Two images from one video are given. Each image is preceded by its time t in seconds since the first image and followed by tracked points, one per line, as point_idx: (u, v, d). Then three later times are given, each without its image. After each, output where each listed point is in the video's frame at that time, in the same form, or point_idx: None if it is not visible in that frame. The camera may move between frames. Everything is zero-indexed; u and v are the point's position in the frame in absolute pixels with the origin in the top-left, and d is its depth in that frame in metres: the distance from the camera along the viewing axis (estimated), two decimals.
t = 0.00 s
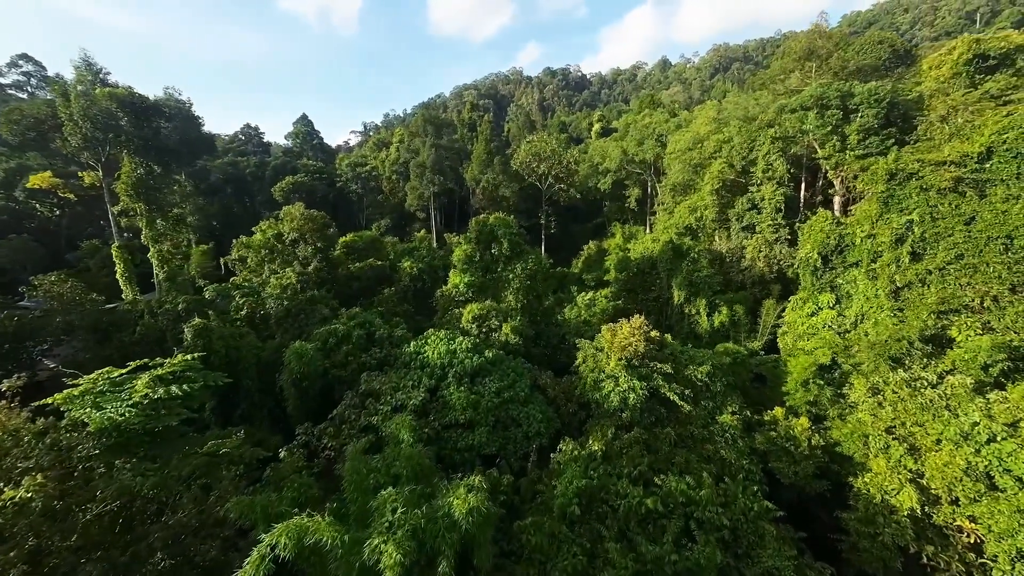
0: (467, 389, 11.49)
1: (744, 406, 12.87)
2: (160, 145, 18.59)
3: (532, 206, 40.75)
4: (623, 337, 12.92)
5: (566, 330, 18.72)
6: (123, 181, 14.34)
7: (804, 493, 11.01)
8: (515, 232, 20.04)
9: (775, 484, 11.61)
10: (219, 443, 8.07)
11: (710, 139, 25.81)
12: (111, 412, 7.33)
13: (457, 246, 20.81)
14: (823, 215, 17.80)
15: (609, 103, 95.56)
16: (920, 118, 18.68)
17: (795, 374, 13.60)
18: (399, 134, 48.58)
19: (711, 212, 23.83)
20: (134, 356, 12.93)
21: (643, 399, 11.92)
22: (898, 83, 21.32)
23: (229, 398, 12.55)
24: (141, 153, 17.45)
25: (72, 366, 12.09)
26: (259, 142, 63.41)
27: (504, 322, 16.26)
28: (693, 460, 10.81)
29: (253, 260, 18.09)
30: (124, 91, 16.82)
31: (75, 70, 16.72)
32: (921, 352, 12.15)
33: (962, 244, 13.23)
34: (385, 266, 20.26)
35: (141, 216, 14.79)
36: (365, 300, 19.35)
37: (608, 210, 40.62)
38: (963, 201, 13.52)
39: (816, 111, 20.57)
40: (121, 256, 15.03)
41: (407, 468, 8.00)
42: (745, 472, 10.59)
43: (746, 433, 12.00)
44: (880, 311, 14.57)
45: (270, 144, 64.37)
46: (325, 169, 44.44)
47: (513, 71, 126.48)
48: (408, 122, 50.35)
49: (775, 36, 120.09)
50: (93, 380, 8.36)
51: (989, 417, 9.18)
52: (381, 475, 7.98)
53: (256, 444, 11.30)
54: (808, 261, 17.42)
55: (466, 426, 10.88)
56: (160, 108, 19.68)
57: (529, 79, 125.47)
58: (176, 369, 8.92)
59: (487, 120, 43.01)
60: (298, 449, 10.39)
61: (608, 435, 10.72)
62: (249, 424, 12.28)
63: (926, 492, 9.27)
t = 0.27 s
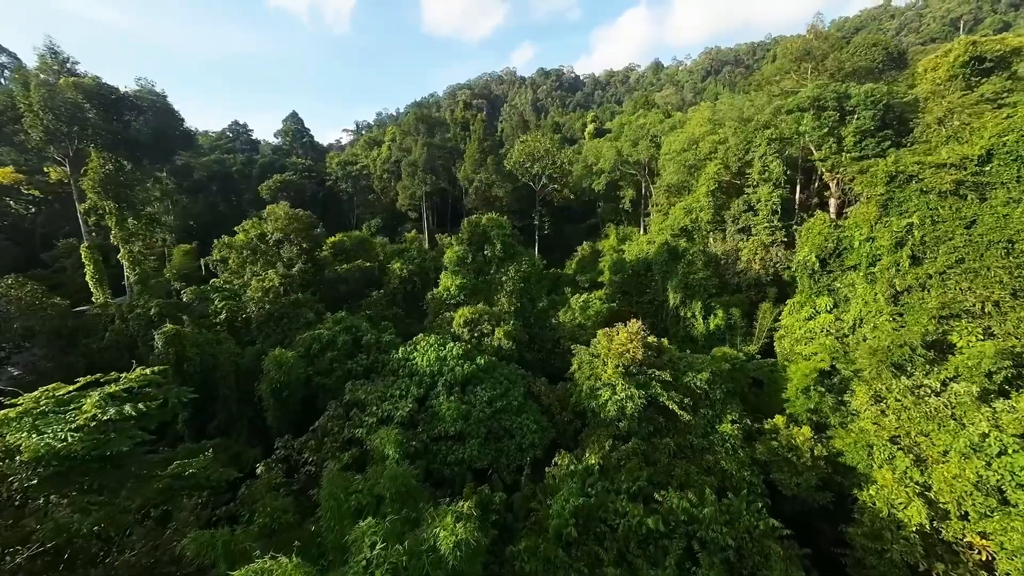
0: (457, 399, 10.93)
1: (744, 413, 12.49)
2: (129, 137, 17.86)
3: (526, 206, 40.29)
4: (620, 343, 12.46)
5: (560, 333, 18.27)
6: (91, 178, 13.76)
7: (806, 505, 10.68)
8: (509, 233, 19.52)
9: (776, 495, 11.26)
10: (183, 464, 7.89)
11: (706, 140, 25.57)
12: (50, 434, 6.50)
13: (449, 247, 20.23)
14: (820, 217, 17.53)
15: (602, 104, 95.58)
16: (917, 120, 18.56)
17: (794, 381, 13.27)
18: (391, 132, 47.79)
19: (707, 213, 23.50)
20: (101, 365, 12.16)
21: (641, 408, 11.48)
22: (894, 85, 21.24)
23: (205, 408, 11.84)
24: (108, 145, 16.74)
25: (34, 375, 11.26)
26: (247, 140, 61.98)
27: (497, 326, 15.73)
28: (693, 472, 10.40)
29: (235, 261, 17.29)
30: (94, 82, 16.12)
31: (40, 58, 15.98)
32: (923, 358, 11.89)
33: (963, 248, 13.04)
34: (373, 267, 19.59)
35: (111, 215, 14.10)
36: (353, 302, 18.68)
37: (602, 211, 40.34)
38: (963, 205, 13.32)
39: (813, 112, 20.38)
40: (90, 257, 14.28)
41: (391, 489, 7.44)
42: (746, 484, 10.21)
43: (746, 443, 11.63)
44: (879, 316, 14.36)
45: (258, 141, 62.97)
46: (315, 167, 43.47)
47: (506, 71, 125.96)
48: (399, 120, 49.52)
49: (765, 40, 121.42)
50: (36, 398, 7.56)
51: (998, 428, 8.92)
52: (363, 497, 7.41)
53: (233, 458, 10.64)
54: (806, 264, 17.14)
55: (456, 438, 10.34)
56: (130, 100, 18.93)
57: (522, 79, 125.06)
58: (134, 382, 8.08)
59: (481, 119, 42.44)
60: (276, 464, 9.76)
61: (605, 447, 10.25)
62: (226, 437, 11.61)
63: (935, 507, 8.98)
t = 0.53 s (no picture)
0: (447, 412, 10.30)
1: (745, 424, 12.04)
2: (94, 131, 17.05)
3: (519, 207, 39.78)
4: (618, 351, 11.93)
5: (554, 338, 17.76)
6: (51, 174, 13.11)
7: (811, 520, 10.28)
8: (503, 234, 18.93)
9: (779, 509, 10.86)
10: (138, 492, 6.99)
11: (702, 141, 25.24)
12: None
13: (441, 249, 19.59)
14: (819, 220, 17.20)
15: (596, 106, 95.56)
16: (915, 122, 18.38)
17: (796, 389, 12.86)
18: (382, 131, 46.93)
19: (703, 215, 23.11)
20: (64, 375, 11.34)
21: (640, 420, 10.97)
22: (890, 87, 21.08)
23: (176, 422, 11.06)
24: (68, 139, 15.90)
25: None
26: (234, 137, 60.51)
27: (490, 332, 15.14)
28: (695, 488, 9.92)
29: (215, 263, 16.45)
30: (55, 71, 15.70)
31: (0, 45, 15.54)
32: (928, 366, 11.56)
33: (966, 253, 12.77)
34: (361, 269, 18.87)
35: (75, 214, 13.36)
36: (340, 306, 17.96)
37: (595, 212, 40.02)
38: (967, 209, 13.05)
39: (811, 114, 20.14)
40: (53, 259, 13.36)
41: (373, 516, 6.81)
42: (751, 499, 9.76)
43: (749, 455, 11.18)
44: (880, 321, 14.08)
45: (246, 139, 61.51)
46: (303, 166, 42.50)
47: (500, 71, 125.43)
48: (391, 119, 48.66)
49: (756, 44, 122.71)
50: None
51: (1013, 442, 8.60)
52: (343, 526, 6.77)
53: (205, 476, 9.90)
54: (804, 268, 16.79)
55: (446, 454, 9.74)
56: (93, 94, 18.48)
57: (516, 79, 124.63)
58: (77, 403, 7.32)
59: (474, 118, 41.79)
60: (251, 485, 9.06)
61: (603, 462, 9.72)
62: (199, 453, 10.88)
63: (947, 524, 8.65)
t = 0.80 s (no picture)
0: (438, 426, 9.75)
1: (747, 434, 11.67)
2: (68, 130, 15.51)
3: (514, 208, 39.30)
4: (616, 360, 11.46)
5: (550, 344, 17.28)
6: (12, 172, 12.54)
7: (817, 535, 9.95)
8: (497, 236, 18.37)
9: (783, 523, 10.52)
10: (89, 527, 6.07)
11: (699, 142, 24.91)
12: None
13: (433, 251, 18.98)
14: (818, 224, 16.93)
15: (589, 107, 95.47)
16: (913, 125, 18.22)
17: (798, 397, 12.50)
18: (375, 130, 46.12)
19: (699, 217, 22.77)
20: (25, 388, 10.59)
21: (640, 432, 10.52)
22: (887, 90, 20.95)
23: (148, 436, 10.36)
24: (32, 135, 14.37)
25: None
26: (223, 134, 59.14)
27: (483, 338, 14.60)
28: (698, 504, 9.50)
29: (195, 265, 15.68)
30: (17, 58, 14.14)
31: None
32: (934, 374, 11.27)
33: (970, 258, 12.53)
34: (349, 272, 18.19)
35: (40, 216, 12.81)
36: (327, 310, 17.29)
37: (590, 213, 39.71)
38: (971, 212, 12.78)
39: (809, 116, 19.87)
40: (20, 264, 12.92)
41: (355, 548, 6.23)
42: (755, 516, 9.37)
43: (752, 467, 10.80)
44: (882, 327, 13.84)
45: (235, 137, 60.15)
46: (293, 165, 41.53)
47: (494, 72, 124.97)
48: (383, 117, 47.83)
49: (747, 48, 123.79)
50: None
51: None
52: (322, 559, 6.18)
53: (177, 496, 9.25)
54: (804, 272, 16.49)
55: (436, 471, 9.19)
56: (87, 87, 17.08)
57: (510, 79, 124.20)
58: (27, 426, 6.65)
59: (467, 117, 41.16)
60: (225, 507, 8.42)
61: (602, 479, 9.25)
62: (172, 470, 10.20)
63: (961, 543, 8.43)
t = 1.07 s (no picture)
0: (429, 442, 9.21)
1: (751, 445, 11.27)
2: (28, 123, 13.85)
3: (508, 209, 38.77)
4: (615, 370, 10.99)
5: (545, 350, 16.77)
6: None
7: (824, 553, 9.59)
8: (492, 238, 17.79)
9: (789, 539, 10.12)
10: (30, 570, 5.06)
11: (696, 144, 24.56)
12: None
13: (425, 254, 18.38)
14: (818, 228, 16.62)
15: (583, 108, 95.29)
16: (911, 128, 18.02)
17: (802, 407, 12.10)
18: (367, 129, 45.27)
19: (697, 220, 22.40)
20: None
21: (641, 446, 10.07)
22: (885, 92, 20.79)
23: (117, 454, 9.68)
24: None
25: None
26: (211, 132, 57.71)
27: (477, 344, 14.05)
28: (701, 523, 9.07)
29: (172, 269, 14.87)
30: None
31: None
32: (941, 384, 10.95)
33: (975, 264, 12.29)
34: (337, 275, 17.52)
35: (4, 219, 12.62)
36: (314, 315, 16.61)
37: (585, 214, 39.35)
38: (976, 217, 12.52)
39: (808, 118, 19.59)
40: None
41: None
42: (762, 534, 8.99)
43: (756, 481, 10.40)
44: (884, 333, 13.60)
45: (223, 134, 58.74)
46: (282, 163, 40.57)
47: (488, 72, 124.37)
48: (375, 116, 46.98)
49: (739, 51, 124.77)
50: None
51: None
52: None
53: (146, 520, 8.57)
54: (803, 276, 16.14)
55: (426, 491, 8.65)
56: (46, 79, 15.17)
57: (504, 80, 123.70)
58: None
59: (461, 116, 40.51)
60: (197, 534, 7.78)
61: (603, 498, 8.78)
62: (142, 491, 9.51)
63: (977, 562, 8.28)
